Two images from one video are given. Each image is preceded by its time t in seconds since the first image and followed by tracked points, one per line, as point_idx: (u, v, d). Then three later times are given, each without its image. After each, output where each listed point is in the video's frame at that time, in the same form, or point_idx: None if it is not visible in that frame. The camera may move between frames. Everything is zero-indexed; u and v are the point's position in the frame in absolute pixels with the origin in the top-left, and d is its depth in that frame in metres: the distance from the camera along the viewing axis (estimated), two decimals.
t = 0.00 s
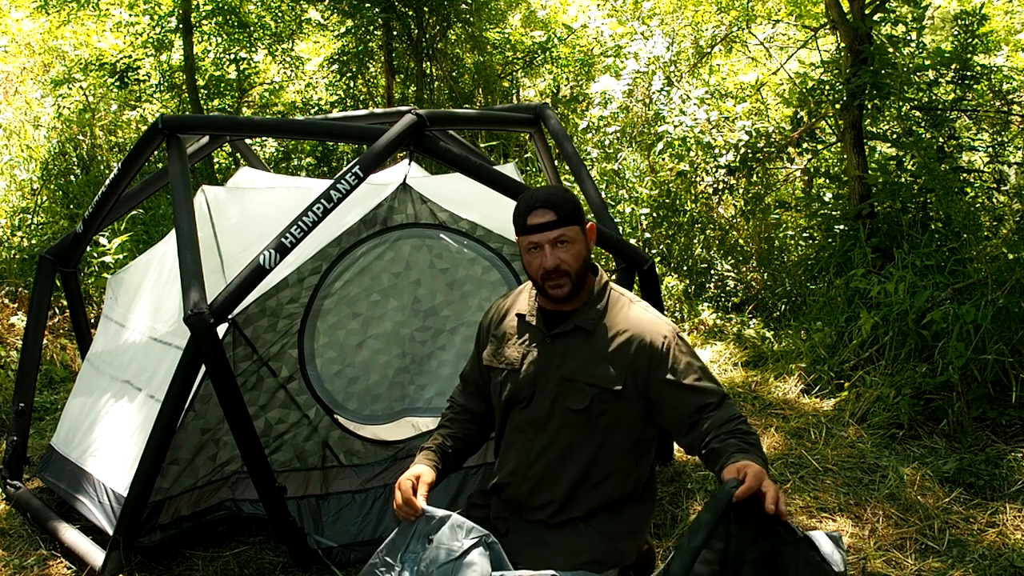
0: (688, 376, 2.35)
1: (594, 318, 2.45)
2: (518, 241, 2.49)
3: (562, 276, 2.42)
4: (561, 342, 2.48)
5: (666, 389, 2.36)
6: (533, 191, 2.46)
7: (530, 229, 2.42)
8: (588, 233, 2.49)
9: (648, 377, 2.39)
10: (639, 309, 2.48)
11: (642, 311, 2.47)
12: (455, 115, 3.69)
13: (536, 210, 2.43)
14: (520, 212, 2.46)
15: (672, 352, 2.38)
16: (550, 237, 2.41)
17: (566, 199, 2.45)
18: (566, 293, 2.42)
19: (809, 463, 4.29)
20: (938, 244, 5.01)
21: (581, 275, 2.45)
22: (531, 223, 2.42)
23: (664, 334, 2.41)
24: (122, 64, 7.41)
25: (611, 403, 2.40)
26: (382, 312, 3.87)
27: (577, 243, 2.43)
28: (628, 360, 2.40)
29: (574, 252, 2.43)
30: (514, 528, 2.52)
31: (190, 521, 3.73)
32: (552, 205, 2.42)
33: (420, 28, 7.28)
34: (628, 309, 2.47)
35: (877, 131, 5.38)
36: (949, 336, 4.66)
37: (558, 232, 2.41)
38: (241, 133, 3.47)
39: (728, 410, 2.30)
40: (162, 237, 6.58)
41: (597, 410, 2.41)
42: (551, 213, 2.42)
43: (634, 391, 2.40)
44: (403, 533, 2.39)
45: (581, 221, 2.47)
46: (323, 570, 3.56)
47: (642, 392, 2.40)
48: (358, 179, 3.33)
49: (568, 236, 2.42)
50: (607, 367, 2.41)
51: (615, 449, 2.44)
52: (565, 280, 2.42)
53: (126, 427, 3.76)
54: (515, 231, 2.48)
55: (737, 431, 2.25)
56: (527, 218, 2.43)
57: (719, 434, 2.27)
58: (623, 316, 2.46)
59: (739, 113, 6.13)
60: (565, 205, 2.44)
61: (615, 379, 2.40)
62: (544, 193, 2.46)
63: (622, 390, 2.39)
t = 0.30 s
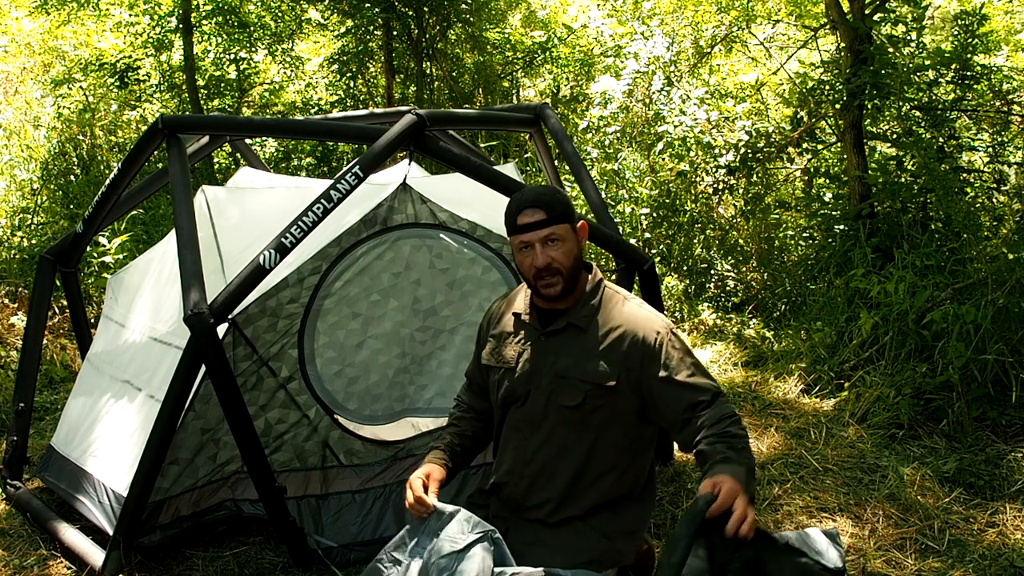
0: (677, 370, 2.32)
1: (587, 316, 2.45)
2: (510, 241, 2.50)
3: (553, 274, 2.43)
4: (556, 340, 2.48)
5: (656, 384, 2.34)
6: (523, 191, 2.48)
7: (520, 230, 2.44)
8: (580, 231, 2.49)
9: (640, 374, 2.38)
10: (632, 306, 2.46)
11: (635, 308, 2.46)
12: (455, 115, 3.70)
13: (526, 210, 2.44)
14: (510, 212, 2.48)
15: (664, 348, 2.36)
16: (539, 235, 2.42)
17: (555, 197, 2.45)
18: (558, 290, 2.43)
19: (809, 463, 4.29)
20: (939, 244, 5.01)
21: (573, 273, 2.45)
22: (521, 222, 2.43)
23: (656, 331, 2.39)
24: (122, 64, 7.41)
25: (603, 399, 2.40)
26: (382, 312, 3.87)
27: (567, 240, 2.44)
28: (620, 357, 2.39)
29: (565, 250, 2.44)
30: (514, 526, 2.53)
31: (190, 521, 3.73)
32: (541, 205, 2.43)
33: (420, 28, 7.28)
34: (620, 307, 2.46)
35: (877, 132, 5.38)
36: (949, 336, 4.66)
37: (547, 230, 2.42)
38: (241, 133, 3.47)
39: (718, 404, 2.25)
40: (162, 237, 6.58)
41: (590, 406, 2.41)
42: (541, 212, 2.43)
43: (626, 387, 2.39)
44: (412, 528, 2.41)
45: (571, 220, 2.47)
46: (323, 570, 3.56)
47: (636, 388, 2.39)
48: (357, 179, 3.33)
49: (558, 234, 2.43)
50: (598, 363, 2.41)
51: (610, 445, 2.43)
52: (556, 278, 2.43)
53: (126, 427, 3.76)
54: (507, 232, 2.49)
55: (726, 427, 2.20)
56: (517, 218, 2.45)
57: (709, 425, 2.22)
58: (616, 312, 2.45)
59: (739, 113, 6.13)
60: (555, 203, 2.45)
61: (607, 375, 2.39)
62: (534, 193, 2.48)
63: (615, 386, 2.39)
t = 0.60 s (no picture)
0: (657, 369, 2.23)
1: (581, 310, 2.42)
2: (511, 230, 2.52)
3: (549, 260, 2.42)
4: (551, 334, 2.46)
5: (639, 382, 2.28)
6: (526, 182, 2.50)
7: (519, 214, 2.45)
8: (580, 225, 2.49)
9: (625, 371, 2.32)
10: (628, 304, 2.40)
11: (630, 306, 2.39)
12: (455, 115, 3.70)
13: (526, 197, 2.46)
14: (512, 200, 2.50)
15: (649, 348, 2.27)
16: (537, 221, 2.42)
17: (555, 188, 2.47)
18: (552, 277, 2.42)
19: (809, 463, 4.29)
20: (939, 244, 5.01)
21: (570, 263, 2.44)
22: (520, 208, 2.45)
23: (646, 331, 2.31)
24: (122, 64, 7.42)
25: (591, 395, 2.37)
26: (382, 312, 3.87)
27: (565, 229, 2.44)
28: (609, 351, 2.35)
29: (562, 238, 2.43)
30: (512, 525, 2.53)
31: (190, 521, 3.73)
32: (542, 192, 2.45)
33: (421, 28, 7.27)
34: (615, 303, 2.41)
35: (877, 131, 5.38)
36: (949, 336, 4.66)
37: (545, 217, 2.43)
38: (241, 133, 3.46)
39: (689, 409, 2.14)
40: (162, 237, 6.58)
41: (579, 402, 2.39)
42: (540, 199, 2.44)
43: (614, 383, 2.35)
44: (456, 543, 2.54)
45: (571, 212, 2.48)
46: (323, 570, 3.56)
47: (623, 385, 2.34)
48: (357, 179, 3.33)
49: (555, 221, 2.43)
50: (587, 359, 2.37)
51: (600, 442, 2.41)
52: (551, 264, 2.42)
53: (125, 427, 3.76)
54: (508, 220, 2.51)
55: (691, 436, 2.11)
56: (517, 204, 2.46)
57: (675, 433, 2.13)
58: (610, 308, 2.40)
59: (739, 113, 6.13)
60: (555, 194, 2.46)
61: (594, 371, 2.35)
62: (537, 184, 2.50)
63: (602, 383, 2.35)
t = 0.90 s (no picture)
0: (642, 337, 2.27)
1: (577, 306, 2.46)
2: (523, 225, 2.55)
3: (554, 258, 2.46)
4: (550, 326, 2.51)
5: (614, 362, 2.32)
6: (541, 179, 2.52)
7: (529, 213, 2.48)
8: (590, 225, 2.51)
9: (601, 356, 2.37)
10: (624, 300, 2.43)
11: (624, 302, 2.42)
12: (455, 115, 3.69)
13: (537, 195, 2.48)
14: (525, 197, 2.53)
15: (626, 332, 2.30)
16: (545, 219, 2.45)
17: (566, 187, 2.48)
18: (556, 274, 2.45)
19: (809, 463, 4.29)
20: (939, 244, 5.01)
21: (575, 262, 2.47)
22: (530, 204, 2.48)
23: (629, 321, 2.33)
24: (122, 64, 7.42)
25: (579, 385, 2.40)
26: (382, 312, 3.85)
27: (573, 229, 2.46)
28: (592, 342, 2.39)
29: (569, 237, 2.46)
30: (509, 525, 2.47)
31: (190, 521, 3.73)
32: (551, 191, 2.47)
33: (420, 28, 7.27)
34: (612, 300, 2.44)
35: (877, 132, 5.38)
36: (949, 336, 4.66)
37: (554, 216, 2.45)
38: (241, 133, 3.46)
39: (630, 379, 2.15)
40: (162, 237, 6.58)
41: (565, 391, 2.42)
42: (549, 198, 2.46)
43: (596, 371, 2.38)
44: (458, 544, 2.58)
45: (582, 212, 2.49)
46: (323, 570, 3.55)
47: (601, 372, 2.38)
48: (357, 179, 3.33)
49: (563, 221, 2.45)
50: (576, 349, 2.42)
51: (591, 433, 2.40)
52: (556, 261, 2.46)
53: (125, 427, 3.76)
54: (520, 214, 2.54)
55: (611, 393, 2.10)
56: (528, 201, 2.49)
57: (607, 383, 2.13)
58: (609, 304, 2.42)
59: (739, 113, 6.13)
60: (566, 193, 2.47)
61: (578, 360, 2.40)
62: (550, 182, 2.51)
63: (586, 371, 2.39)
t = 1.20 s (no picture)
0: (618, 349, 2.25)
1: (564, 311, 2.45)
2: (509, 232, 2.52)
3: (541, 267, 2.43)
4: (541, 329, 2.51)
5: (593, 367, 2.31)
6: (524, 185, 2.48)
7: (513, 223, 2.44)
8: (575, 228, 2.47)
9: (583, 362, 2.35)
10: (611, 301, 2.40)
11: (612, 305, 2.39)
12: (455, 115, 3.69)
13: (521, 203, 2.44)
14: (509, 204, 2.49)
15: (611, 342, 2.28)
16: (529, 228, 2.41)
17: (548, 193, 2.44)
18: (543, 283, 2.43)
19: (809, 463, 4.29)
20: (939, 244, 5.01)
21: (562, 268, 2.44)
22: (513, 213, 2.44)
23: (615, 330, 2.30)
24: (122, 64, 7.42)
25: (564, 390, 2.40)
26: (381, 312, 3.86)
27: (558, 235, 2.42)
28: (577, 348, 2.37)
29: (554, 245, 2.42)
30: (507, 524, 2.47)
31: (190, 521, 3.73)
32: (534, 198, 2.43)
33: (420, 28, 7.27)
34: (599, 302, 2.41)
35: (877, 132, 5.39)
36: (949, 336, 4.66)
37: (538, 224, 2.41)
38: (241, 133, 3.46)
39: (608, 402, 2.16)
40: (162, 237, 6.58)
41: (553, 396, 2.42)
42: (532, 205, 2.42)
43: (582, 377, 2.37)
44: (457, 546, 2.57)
45: (566, 216, 2.46)
46: (323, 570, 3.55)
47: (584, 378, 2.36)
48: (357, 179, 3.33)
49: (547, 228, 2.41)
50: (561, 355, 2.41)
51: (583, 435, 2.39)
52: (544, 270, 2.43)
53: (125, 427, 3.76)
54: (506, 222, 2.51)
55: (588, 424, 2.14)
56: (512, 209, 2.45)
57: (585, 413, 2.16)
58: (595, 307, 2.40)
59: (739, 113, 6.14)
60: (549, 199, 2.43)
61: (562, 367, 2.40)
62: (532, 187, 2.47)
63: (569, 377, 2.39)
